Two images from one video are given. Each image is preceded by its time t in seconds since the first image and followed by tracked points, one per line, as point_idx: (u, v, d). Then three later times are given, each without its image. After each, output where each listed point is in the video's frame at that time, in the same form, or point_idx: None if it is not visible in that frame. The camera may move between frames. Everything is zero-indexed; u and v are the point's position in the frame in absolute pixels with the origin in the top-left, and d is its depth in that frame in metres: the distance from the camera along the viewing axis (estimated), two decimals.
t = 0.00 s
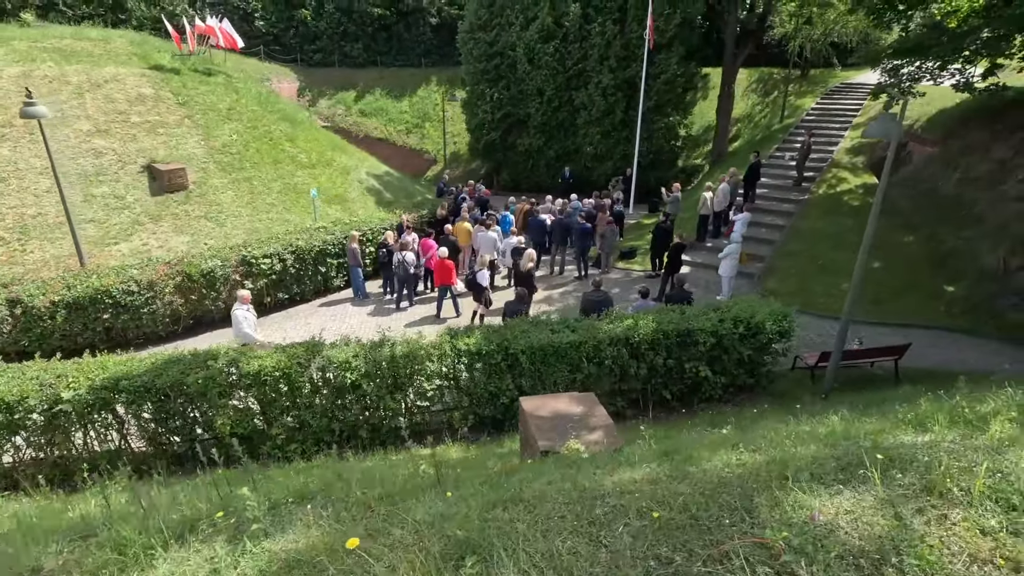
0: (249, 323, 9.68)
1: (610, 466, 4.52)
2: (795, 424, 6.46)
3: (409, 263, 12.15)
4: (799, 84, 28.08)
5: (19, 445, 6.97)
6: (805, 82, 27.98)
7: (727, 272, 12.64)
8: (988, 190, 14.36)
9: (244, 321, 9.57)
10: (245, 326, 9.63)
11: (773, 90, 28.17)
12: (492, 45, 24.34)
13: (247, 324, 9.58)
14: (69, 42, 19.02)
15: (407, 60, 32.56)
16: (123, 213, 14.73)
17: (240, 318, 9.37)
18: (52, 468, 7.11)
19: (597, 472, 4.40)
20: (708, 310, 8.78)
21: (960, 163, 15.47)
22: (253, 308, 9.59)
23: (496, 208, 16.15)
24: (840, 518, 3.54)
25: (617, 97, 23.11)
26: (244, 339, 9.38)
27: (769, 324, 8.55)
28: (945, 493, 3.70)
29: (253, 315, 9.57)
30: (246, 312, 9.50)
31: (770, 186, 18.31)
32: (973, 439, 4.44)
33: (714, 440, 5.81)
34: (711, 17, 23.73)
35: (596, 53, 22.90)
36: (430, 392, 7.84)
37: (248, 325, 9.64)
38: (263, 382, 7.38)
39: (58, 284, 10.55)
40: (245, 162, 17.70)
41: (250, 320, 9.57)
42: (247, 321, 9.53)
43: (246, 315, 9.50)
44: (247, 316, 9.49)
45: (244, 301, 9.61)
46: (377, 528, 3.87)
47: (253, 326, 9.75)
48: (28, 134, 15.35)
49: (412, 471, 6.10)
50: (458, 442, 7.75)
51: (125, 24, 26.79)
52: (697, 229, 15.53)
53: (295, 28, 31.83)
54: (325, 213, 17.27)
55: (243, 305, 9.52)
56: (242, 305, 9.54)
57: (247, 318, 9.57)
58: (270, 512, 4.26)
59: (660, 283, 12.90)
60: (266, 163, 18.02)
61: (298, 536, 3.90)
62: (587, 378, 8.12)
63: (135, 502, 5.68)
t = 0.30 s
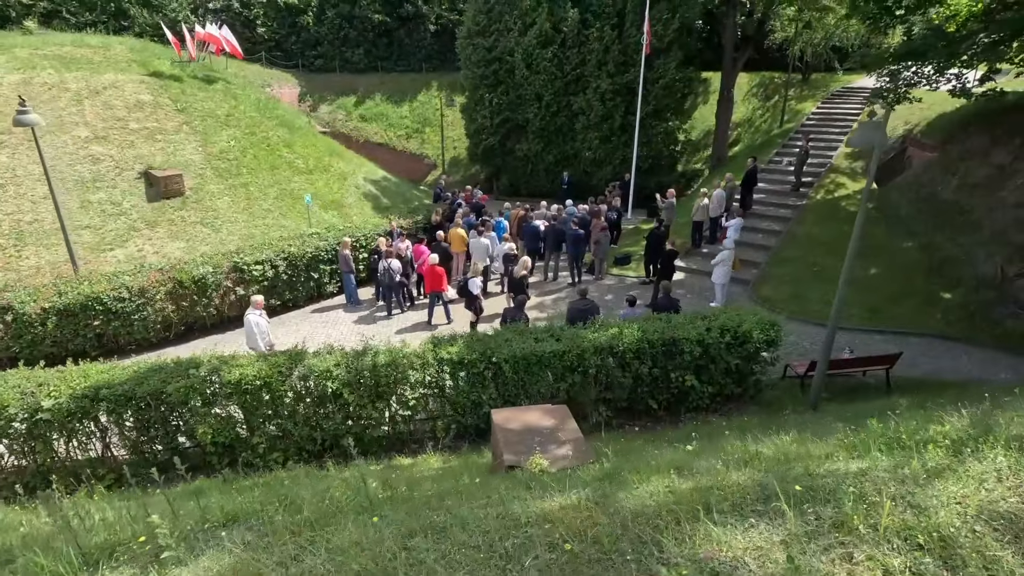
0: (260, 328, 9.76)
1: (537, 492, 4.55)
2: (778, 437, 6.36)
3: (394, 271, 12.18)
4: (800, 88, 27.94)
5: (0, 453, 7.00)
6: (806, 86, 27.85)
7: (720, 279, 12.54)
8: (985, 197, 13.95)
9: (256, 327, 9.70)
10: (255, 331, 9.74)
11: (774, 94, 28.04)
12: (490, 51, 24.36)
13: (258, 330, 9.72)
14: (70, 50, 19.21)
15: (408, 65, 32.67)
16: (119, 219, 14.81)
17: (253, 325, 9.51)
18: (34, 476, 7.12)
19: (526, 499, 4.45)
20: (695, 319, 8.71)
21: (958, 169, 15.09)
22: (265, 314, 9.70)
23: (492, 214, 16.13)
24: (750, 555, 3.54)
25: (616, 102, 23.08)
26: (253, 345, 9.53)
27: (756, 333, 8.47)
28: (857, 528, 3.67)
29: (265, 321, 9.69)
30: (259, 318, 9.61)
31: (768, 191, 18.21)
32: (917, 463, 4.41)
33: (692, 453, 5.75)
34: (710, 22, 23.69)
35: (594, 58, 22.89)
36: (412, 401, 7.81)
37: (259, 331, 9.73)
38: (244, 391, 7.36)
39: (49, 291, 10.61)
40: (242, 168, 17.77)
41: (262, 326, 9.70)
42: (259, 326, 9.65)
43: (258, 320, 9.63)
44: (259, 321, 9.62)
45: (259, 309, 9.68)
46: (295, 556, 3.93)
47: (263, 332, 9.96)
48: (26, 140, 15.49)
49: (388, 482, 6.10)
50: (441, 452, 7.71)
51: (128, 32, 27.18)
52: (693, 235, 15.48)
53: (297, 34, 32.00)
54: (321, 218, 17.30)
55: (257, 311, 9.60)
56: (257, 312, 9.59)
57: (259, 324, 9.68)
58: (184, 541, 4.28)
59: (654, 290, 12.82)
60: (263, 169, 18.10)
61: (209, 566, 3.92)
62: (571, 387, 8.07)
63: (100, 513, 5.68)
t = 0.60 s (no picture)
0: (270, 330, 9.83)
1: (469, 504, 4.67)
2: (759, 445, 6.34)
3: (385, 276, 12.25)
4: (802, 92, 27.83)
5: None
6: (807, 90, 27.74)
7: (714, 284, 12.48)
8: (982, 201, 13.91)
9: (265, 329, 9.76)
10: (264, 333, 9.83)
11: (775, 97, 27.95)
12: (490, 55, 24.43)
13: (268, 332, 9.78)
14: (72, 55, 19.42)
15: (410, 69, 32.80)
16: (117, 223, 14.93)
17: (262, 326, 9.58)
18: (21, 478, 7.17)
19: (460, 509, 4.60)
20: (682, 323, 8.68)
21: (957, 174, 15.01)
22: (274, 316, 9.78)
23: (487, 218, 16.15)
24: (661, 568, 3.65)
25: (615, 106, 23.08)
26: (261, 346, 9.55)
27: (744, 338, 8.43)
28: (764, 541, 3.79)
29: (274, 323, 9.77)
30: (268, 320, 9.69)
31: (766, 195, 18.14)
32: (846, 475, 4.52)
33: (670, 461, 5.74)
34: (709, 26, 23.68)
35: (593, 62, 22.91)
36: (397, 406, 7.81)
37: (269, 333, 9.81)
38: (228, 395, 7.39)
39: (44, 295, 10.71)
40: (241, 172, 17.88)
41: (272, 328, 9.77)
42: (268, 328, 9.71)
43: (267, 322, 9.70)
44: (268, 323, 9.69)
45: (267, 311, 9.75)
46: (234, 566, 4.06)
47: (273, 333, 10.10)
48: (27, 145, 15.66)
49: (366, 489, 6.12)
50: (426, 457, 7.71)
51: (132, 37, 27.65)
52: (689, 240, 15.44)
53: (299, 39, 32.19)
54: (318, 223, 17.35)
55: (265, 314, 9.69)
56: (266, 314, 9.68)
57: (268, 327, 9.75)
58: (113, 548, 4.49)
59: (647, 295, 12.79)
60: (262, 174, 18.20)
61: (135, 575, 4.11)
62: (557, 393, 8.06)
63: (76, 516, 5.73)
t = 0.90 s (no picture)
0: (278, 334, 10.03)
1: (390, 515, 4.82)
2: (731, 449, 6.41)
3: (376, 280, 12.34)
4: (801, 96, 27.82)
5: None
6: (806, 94, 27.71)
7: (704, 289, 12.49)
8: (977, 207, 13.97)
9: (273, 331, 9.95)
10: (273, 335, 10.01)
11: (774, 101, 27.92)
12: (488, 60, 24.57)
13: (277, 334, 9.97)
14: (73, 61, 19.68)
15: (410, 74, 33.07)
16: (115, 227, 15.09)
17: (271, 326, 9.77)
18: (6, 480, 7.27)
19: (382, 519, 4.73)
20: (665, 329, 8.71)
21: (951, 179, 15.06)
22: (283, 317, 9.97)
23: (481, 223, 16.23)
24: None
25: (611, 110, 23.16)
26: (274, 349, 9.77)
27: (726, 344, 8.44)
28: (686, 548, 3.83)
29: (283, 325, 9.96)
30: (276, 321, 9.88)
31: (761, 200, 18.12)
32: (750, 487, 4.53)
33: (641, 466, 5.78)
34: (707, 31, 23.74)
35: (590, 67, 23.01)
36: (379, 410, 7.88)
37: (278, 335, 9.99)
38: (211, 399, 7.48)
39: (38, 299, 10.86)
40: (238, 176, 18.06)
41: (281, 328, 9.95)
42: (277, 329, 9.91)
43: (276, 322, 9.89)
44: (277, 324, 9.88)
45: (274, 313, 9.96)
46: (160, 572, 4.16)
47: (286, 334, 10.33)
48: (27, 150, 15.87)
49: (340, 493, 6.19)
50: (407, 462, 7.77)
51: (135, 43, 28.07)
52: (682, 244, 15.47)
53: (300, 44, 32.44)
54: (314, 226, 17.47)
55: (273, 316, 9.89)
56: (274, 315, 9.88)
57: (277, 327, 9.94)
58: (43, 551, 4.63)
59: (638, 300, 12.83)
60: (259, 178, 18.37)
61: None
62: (538, 397, 8.11)
63: (53, 517, 5.82)
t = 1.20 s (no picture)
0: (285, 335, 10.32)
1: (331, 524, 4.73)
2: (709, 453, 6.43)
3: (368, 283, 12.39)
4: (799, 100, 27.80)
5: None
6: (805, 98, 27.67)
7: (695, 293, 12.49)
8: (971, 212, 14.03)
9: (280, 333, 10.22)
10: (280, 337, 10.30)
11: (773, 105, 27.90)
12: (485, 64, 24.69)
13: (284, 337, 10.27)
14: (73, 66, 19.87)
15: (410, 77, 33.61)
16: (111, 231, 15.19)
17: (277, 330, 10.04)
18: None
19: (323, 528, 4.55)
20: (650, 334, 8.73)
21: (945, 183, 15.16)
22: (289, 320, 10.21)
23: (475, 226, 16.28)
24: None
25: (608, 114, 23.19)
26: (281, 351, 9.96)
27: (711, 349, 8.45)
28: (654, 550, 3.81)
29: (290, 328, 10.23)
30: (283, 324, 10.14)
31: (756, 204, 18.12)
32: (706, 496, 4.42)
33: (617, 471, 5.80)
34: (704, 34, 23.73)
35: (587, 71, 22.91)
36: (364, 415, 7.93)
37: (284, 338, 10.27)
38: (196, 403, 7.54)
39: (32, 303, 10.96)
40: (235, 180, 18.17)
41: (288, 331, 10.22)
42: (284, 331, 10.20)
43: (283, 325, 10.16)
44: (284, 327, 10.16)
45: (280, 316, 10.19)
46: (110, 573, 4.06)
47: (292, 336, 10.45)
48: (25, 154, 16.03)
49: (317, 496, 6.24)
50: (391, 466, 7.81)
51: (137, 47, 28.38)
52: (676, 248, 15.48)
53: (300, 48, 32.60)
54: (310, 230, 17.56)
55: (279, 317, 10.11)
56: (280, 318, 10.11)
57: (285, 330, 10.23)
58: None
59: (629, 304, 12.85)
60: (256, 181, 18.49)
61: None
62: (523, 402, 8.15)
63: (32, 520, 5.86)
